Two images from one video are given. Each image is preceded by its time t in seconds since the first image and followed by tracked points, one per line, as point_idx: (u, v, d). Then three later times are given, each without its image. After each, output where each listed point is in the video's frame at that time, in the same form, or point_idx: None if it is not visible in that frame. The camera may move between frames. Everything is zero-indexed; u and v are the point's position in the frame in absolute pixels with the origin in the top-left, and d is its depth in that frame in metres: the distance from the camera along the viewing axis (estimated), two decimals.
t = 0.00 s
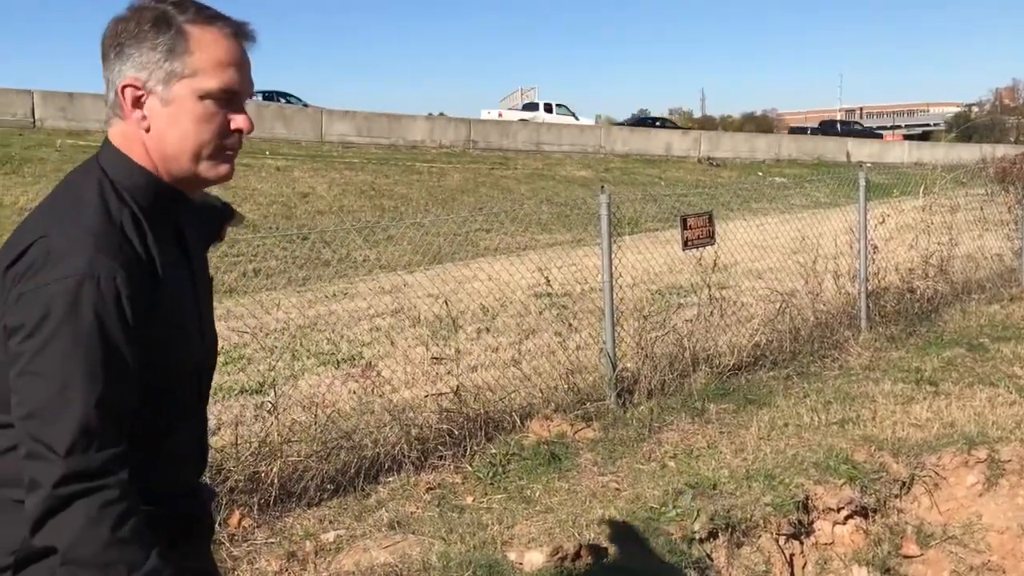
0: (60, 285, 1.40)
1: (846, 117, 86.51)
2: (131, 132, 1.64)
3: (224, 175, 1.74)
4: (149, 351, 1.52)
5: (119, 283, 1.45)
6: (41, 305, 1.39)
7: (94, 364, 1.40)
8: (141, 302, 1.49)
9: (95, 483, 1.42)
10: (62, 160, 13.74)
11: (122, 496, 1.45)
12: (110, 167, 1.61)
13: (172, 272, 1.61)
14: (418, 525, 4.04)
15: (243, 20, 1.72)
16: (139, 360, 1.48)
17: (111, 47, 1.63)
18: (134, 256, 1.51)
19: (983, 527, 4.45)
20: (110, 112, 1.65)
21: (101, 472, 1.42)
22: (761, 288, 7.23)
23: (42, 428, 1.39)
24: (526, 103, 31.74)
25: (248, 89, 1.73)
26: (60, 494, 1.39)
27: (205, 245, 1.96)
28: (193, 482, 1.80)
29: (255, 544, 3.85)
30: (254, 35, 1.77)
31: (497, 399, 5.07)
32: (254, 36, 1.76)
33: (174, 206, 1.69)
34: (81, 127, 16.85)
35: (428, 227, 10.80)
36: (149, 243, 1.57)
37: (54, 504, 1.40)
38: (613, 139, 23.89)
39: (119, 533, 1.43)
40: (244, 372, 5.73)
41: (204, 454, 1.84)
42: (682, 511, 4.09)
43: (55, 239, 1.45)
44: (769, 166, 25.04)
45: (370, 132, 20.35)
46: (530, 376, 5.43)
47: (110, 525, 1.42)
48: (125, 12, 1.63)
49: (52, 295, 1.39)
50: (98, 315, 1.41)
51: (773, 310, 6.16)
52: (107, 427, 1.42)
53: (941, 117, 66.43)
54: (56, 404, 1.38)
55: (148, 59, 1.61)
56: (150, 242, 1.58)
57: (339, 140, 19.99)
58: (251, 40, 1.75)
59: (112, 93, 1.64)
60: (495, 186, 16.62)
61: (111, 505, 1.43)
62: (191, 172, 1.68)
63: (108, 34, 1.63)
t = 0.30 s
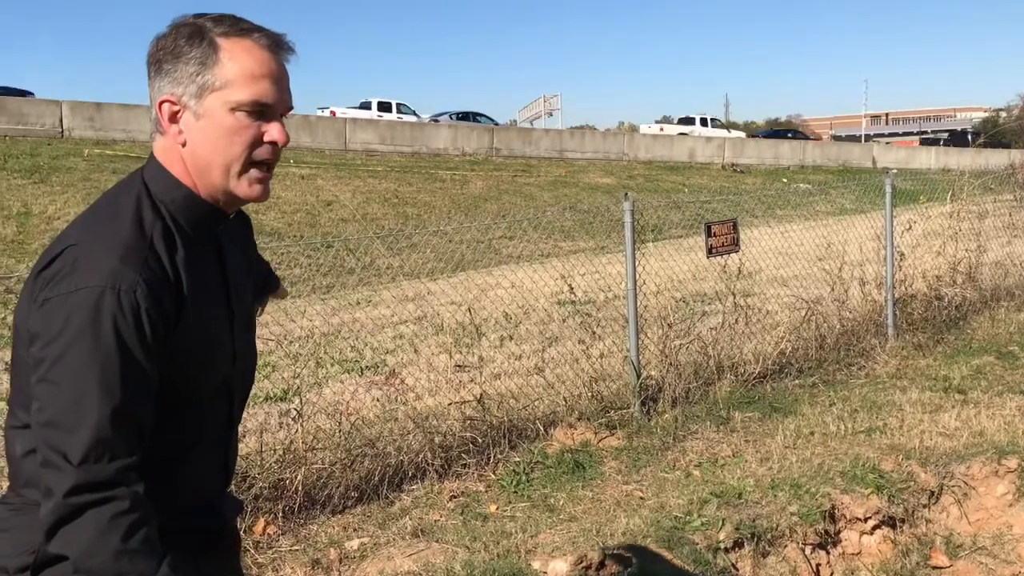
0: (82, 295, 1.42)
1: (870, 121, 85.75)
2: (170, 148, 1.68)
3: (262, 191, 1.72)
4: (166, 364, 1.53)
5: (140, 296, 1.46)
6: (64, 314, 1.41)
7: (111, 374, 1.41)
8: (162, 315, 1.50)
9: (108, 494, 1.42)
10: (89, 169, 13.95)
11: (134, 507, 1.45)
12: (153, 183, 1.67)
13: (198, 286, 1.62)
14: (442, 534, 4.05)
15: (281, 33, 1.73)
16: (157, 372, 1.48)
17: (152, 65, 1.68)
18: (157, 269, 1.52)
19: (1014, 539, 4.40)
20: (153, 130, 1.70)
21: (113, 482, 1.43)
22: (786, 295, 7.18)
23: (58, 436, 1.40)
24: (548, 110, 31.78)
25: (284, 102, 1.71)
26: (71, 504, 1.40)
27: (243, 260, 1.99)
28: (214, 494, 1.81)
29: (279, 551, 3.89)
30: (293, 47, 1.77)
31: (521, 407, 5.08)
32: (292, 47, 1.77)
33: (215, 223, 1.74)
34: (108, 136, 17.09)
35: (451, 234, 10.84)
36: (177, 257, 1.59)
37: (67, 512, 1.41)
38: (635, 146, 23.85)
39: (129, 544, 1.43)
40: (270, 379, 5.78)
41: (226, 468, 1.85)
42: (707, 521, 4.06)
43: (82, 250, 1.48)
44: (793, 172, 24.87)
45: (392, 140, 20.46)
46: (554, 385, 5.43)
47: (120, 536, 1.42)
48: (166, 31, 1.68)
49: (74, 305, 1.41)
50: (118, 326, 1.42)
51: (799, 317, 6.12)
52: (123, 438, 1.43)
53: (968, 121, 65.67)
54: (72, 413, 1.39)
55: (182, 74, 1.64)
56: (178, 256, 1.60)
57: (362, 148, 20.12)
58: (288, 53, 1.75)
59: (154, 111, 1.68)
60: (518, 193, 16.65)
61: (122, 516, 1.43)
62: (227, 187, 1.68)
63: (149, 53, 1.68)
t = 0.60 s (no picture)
0: (74, 319, 1.42)
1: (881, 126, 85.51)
2: (177, 164, 1.69)
3: (272, 205, 1.74)
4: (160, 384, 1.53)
5: (131, 319, 1.46)
6: (55, 338, 1.42)
7: (101, 398, 1.41)
8: (154, 337, 1.51)
9: (97, 515, 1.43)
10: (100, 178, 14.05)
11: (124, 528, 1.46)
12: (154, 199, 1.68)
13: (195, 304, 1.63)
14: (450, 542, 4.05)
15: (283, 44, 1.75)
16: (148, 394, 1.49)
17: (155, 83, 1.68)
18: (151, 290, 1.53)
19: None
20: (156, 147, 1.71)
21: (102, 505, 1.43)
22: (796, 302, 7.17)
23: (49, 459, 1.41)
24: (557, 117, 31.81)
25: (291, 113, 1.74)
26: (60, 527, 1.41)
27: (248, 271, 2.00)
28: (217, 506, 1.83)
29: (287, 559, 3.90)
30: (296, 58, 1.79)
31: (529, 415, 5.09)
32: (294, 58, 1.79)
33: (218, 237, 1.76)
34: (119, 145, 17.21)
35: (459, 242, 10.87)
36: (173, 276, 1.59)
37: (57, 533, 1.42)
38: (644, 153, 23.85)
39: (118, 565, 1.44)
40: (279, 387, 5.80)
41: (230, 480, 1.86)
42: (716, 529, 4.04)
43: (75, 273, 1.49)
44: (803, 178, 24.82)
45: (401, 148, 20.53)
46: (563, 393, 5.43)
47: (109, 558, 1.43)
48: (167, 48, 1.69)
49: (65, 329, 1.42)
50: (108, 349, 1.42)
51: (809, 324, 6.10)
52: (111, 461, 1.44)
53: (979, 127, 65.46)
54: (62, 436, 1.40)
55: (188, 90, 1.65)
56: (176, 274, 1.60)
57: (371, 155, 20.19)
58: (292, 63, 1.77)
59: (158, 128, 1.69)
60: (527, 200, 16.67)
61: (111, 537, 1.44)
62: (236, 201, 1.70)
63: (151, 69, 1.69)
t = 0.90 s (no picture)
0: (61, 334, 1.43)
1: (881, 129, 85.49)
2: (172, 170, 1.68)
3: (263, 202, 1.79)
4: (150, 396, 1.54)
5: (120, 331, 1.46)
6: (44, 354, 1.43)
7: (90, 412, 1.42)
8: (144, 349, 1.51)
9: (91, 530, 1.44)
10: (100, 184, 14.06)
11: (119, 542, 1.47)
12: (140, 209, 1.67)
13: (186, 313, 1.63)
14: (449, 547, 4.05)
15: (264, 44, 1.79)
16: (138, 406, 1.49)
17: (138, 89, 1.65)
18: (140, 301, 1.53)
19: None
20: (143, 154, 1.68)
21: (95, 519, 1.44)
22: (795, 306, 7.16)
23: (40, 475, 1.42)
24: (557, 121, 31.84)
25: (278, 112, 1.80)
26: (53, 543, 1.42)
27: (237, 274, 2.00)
28: (217, 512, 1.84)
29: (286, 565, 3.91)
30: (275, 58, 1.84)
31: (529, 420, 5.09)
32: (274, 58, 1.83)
33: (206, 242, 1.75)
34: (119, 151, 17.23)
35: (459, 247, 10.88)
36: (162, 286, 1.59)
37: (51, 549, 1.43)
38: (644, 157, 23.87)
39: None
40: (278, 393, 5.81)
41: (230, 485, 1.87)
42: (716, 533, 4.04)
43: (64, 285, 1.49)
44: (803, 182, 24.83)
45: (402, 153, 20.56)
46: (562, 397, 5.43)
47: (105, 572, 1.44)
48: (147, 52, 1.66)
49: (53, 345, 1.43)
50: (96, 363, 1.43)
51: (808, 328, 6.10)
52: (103, 474, 1.44)
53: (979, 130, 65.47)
54: (53, 452, 1.41)
55: (183, 95, 1.65)
56: (165, 284, 1.61)
57: (372, 160, 20.21)
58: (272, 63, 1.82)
59: (146, 135, 1.66)
60: (527, 205, 16.69)
61: (106, 550, 1.45)
62: (235, 203, 1.73)
63: (133, 74, 1.66)
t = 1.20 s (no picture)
0: (51, 337, 1.43)
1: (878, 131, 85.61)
2: (164, 170, 1.67)
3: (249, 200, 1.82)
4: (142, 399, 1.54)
5: (110, 333, 1.46)
6: (34, 358, 1.43)
7: (82, 416, 1.42)
8: (135, 350, 1.51)
9: (85, 533, 1.44)
10: (96, 187, 14.05)
11: (113, 544, 1.47)
12: (125, 209, 1.66)
13: (176, 312, 1.63)
14: (445, 549, 4.04)
15: (246, 42, 1.80)
16: (130, 407, 1.49)
17: (127, 89, 1.64)
18: (130, 302, 1.53)
19: (1021, 552, 4.27)
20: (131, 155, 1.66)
21: (88, 522, 1.44)
22: (790, 307, 7.17)
23: (34, 478, 1.42)
24: (553, 123, 31.86)
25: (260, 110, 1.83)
26: (47, 545, 1.42)
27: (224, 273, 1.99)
28: (211, 512, 1.84)
29: (282, 568, 3.90)
30: (258, 56, 1.85)
31: (525, 422, 5.09)
32: (256, 56, 1.85)
33: (193, 242, 1.75)
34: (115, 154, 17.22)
35: (455, 249, 10.89)
36: (149, 285, 1.59)
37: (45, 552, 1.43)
38: (641, 159, 23.90)
39: None
40: (274, 396, 5.80)
41: (224, 484, 1.87)
42: (712, 534, 4.04)
43: (52, 288, 1.49)
44: (799, 184, 24.87)
45: (398, 155, 20.56)
46: (558, 400, 5.43)
47: None
48: (132, 52, 1.65)
49: (43, 347, 1.42)
50: (87, 366, 1.43)
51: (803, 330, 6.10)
52: (97, 477, 1.45)
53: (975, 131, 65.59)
54: (46, 455, 1.41)
55: (175, 94, 1.64)
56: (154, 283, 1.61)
57: (368, 162, 20.21)
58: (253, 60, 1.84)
59: (137, 135, 1.65)
60: (524, 207, 16.71)
61: (101, 555, 1.45)
62: (228, 201, 1.75)
63: (120, 75, 1.64)
